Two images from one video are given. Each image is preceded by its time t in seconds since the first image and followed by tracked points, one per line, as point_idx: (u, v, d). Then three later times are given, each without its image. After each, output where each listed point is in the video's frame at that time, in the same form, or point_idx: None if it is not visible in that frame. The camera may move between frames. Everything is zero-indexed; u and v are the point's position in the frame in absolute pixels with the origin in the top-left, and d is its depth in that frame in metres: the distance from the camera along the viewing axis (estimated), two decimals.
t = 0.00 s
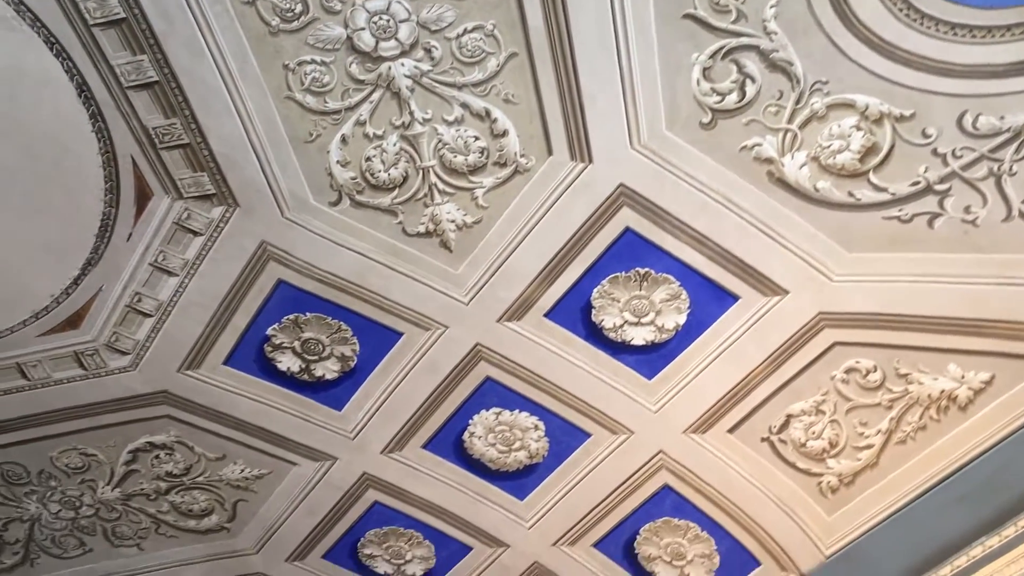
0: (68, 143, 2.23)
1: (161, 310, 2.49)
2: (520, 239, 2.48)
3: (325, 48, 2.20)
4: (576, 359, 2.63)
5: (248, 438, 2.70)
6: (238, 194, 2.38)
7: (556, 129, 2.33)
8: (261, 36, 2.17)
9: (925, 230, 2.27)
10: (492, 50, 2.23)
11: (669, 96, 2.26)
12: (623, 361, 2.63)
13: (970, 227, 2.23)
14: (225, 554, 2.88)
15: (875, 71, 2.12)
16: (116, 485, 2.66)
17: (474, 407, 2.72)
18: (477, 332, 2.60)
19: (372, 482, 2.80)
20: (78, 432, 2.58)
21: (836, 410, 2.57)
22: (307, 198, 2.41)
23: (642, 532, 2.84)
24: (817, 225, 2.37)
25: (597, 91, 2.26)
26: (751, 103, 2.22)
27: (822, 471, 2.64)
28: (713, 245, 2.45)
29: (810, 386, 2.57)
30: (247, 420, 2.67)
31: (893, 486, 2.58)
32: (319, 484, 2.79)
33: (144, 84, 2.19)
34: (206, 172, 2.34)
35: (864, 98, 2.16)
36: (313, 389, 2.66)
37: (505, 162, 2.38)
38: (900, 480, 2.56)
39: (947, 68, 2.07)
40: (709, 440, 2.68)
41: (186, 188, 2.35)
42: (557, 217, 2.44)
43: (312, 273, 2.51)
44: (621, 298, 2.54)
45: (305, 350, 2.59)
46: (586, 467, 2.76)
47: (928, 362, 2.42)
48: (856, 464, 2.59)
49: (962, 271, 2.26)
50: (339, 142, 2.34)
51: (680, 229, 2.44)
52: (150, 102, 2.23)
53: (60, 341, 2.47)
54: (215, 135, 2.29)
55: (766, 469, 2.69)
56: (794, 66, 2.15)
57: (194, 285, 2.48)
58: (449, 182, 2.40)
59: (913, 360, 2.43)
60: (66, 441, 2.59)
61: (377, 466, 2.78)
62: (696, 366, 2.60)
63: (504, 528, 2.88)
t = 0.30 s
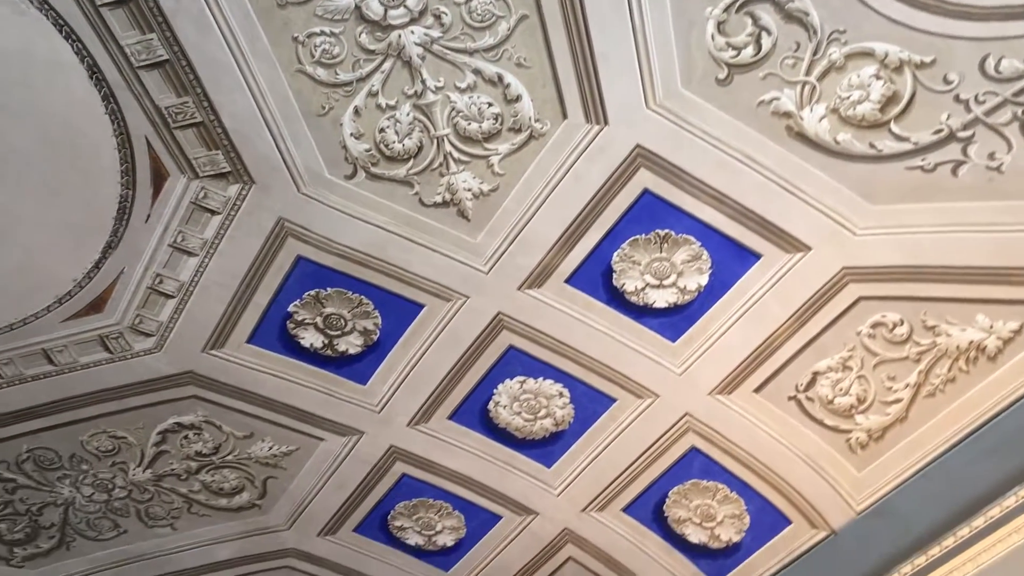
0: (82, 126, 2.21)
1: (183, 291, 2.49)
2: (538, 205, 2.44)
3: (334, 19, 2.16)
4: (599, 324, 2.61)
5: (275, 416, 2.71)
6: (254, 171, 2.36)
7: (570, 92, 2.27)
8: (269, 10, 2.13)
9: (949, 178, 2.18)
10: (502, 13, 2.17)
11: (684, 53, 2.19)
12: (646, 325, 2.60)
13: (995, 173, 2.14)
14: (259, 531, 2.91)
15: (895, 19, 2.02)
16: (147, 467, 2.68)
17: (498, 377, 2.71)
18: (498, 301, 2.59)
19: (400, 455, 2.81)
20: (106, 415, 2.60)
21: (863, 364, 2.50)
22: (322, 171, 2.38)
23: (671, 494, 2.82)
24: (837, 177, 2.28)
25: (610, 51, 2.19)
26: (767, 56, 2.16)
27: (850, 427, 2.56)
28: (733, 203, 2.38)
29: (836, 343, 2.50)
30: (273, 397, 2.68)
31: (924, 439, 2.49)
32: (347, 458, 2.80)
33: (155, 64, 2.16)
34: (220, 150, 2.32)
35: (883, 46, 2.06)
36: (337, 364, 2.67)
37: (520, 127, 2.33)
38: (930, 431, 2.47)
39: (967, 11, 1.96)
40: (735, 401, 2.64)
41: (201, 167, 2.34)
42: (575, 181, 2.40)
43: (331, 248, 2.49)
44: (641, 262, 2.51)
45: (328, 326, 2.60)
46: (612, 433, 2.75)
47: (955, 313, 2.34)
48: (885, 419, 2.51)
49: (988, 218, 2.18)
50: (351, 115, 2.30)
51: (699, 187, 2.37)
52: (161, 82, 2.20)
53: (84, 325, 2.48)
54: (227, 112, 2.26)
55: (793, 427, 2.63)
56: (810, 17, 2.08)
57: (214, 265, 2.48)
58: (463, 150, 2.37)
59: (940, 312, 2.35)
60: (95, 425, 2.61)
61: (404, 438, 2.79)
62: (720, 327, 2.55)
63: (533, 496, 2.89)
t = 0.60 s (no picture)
0: (96, 108, 2.20)
1: (203, 271, 2.50)
2: (554, 172, 2.41)
3: None
4: (619, 289, 2.60)
5: (299, 392, 2.72)
6: (268, 147, 2.35)
7: (583, 56, 2.23)
8: None
9: (972, 129, 2.13)
10: None
11: (697, 11, 2.13)
12: (666, 290, 2.59)
13: (1018, 122, 2.09)
14: (288, 507, 2.92)
15: None
16: (175, 447, 2.71)
17: (520, 346, 2.71)
18: (517, 270, 2.58)
19: (424, 427, 2.82)
20: (132, 397, 2.62)
21: (888, 322, 2.47)
22: (337, 146, 2.37)
23: (697, 459, 2.81)
24: (858, 132, 2.23)
25: (622, 13, 2.14)
26: (782, 11, 2.09)
27: (876, 385, 2.54)
28: (751, 163, 2.35)
29: (860, 300, 2.47)
30: (296, 374, 2.69)
31: (950, 395, 2.46)
32: (372, 433, 2.81)
33: (165, 43, 2.14)
34: (234, 128, 2.31)
35: None
36: (358, 339, 2.67)
37: (533, 94, 2.30)
38: (958, 386, 2.44)
39: None
40: (759, 362, 2.62)
41: (215, 145, 2.32)
42: (590, 146, 2.36)
43: (348, 222, 2.49)
44: (661, 225, 2.48)
45: (348, 300, 2.60)
46: (636, 398, 2.74)
47: (981, 266, 2.30)
48: (912, 375, 2.48)
49: (1013, 169, 2.13)
50: (364, 87, 2.28)
51: (716, 148, 2.34)
52: (172, 61, 2.18)
53: (106, 308, 2.49)
54: (239, 89, 2.24)
55: (818, 386, 2.61)
56: None
57: (233, 243, 2.48)
58: (477, 119, 2.34)
59: (966, 266, 2.32)
60: (122, 407, 2.63)
61: (429, 411, 2.79)
62: (741, 289, 2.53)
63: (559, 464, 2.89)
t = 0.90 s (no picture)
0: (108, 91, 2.20)
1: (219, 251, 2.51)
2: (567, 144, 2.39)
3: None
4: (635, 261, 2.59)
5: (318, 370, 2.73)
6: (281, 126, 2.34)
7: (594, 26, 2.19)
8: None
9: (989, 90, 2.10)
10: None
11: None
12: (683, 260, 2.58)
13: None
14: (311, 485, 2.94)
15: None
16: (197, 427, 2.73)
17: (537, 320, 2.71)
18: (533, 243, 2.57)
19: (443, 403, 2.84)
20: (153, 378, 2.64)
21: (907, 287, 2.45)
22: (349, 123, 2.35)
23: (716, 429, 2.80)
24: (874, 97, 2.20)
25: None
26: None
27: (895, 350, 2.52)
28: (766, 130, 2.32)
29: (878, 266, 2.45)
30: (314, 352, 2.70)
31: (970, 360, 2.45)
32: (392, 409, 2.82)
33: (175, 23, 2.12)
34: (246, 107, 2.30)
35: None
36: (375, 316, 2.69)
37: (545, 66, 2.27)
38: (978, 350, 2.43)
39: None
40: (776, 330, 2.62)
41: (228, 126, 2.32)
42: (604, 118, 2.34)
43: (362, 199, 2.49)
44: (676, 196, 2.46)
45: (364, 278, 2.61)
46: (653, 369, 2.74)
47: (1001, 230, 2.28)
48: (932, 340, 2.47)
49: None
50: (375, 63, 2.26)
51: (731, 116, 2.31)
52: (182, 41, 2.16)
53: (125, 290, 2.50)
54: (250, 68, 2.23)
55: (836, 353, 2.60)
56: None
57: (248, 223, 2.49)
58: (489, 93, 2.31)
59: (985, 230, 2.30)
60: (143, 388, 2.65)
61: (447, 387, 2.81)
62: (758, 258, 2.52)
63: (578, 438, 2.89)
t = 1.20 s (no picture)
0: (122, 75, 2.20)
1: (233, 235, 2.51)
2: (580, 125, 2.38)
3: None
4: (648, 241, 2.59)
5: (332, 353, 2.74)
6: (294, 110, 2.34)
7: (606, 5, 2.17)
8: None
9: (1005, 65, 2.08)
10: None
11: None
12: (697, 240, 2.58)
13: None
14: (326, 467, 2.96)
15: None
16: (213, 410, 2.75)
17: (551, 301, 2.71)
18: (546, 224, 2.57)
19: (458, 384, 2.84)
20: (170, 361, 2.65)
21: (922, 264, 2.45)
22: (362, 105, 2.34)
23: (731, 409, 2.81)
24: (889, 73, 2.17)
25: None
26: None
27: (911, 328, 2.52)
28: (781, 108, 2.30)
29: (893, 244, 2.44)
30: (328, 335, 2.71)
31: (986, 336, 2.45)
32: (406, 391, 2.83)
33: (187, 7, 2.11)
34: (259, 91, 2.29)
35: None
36: (389, 299, 2.69)
37: (557, 45, 2.25)
38: (995, 327, 2.43)
39: None
40: (791, 309, 2.61)
41: (241, 109, 2.32)
42: (616, 97, 2.32)
43: (376, 182, 2.49)
44: (689, 174, 2.45)
45: (378, 261, 2.61)
46: (667, 349, 2.75)
47: (1017, 205, 2.27)
48: (947, 317, 2.47)
49: None
50: (387, 45, 2.25)
51: (744, 94, 2.29)
52: (194, 25, 2.15)
53: (140, 275, 2.51)
54: (262, 51, 2.22)
55: (851, 331, 2.60)
56: None
57: (262, 206, 2.49)
58: (501, 73, 2.31)
59: (1001, 206, 2.29)
60: (160, 372, 2.66)
61: (461, 368, 2.81)
62: (772, 236, 2.51)
63: (592, 418, 2.90)
